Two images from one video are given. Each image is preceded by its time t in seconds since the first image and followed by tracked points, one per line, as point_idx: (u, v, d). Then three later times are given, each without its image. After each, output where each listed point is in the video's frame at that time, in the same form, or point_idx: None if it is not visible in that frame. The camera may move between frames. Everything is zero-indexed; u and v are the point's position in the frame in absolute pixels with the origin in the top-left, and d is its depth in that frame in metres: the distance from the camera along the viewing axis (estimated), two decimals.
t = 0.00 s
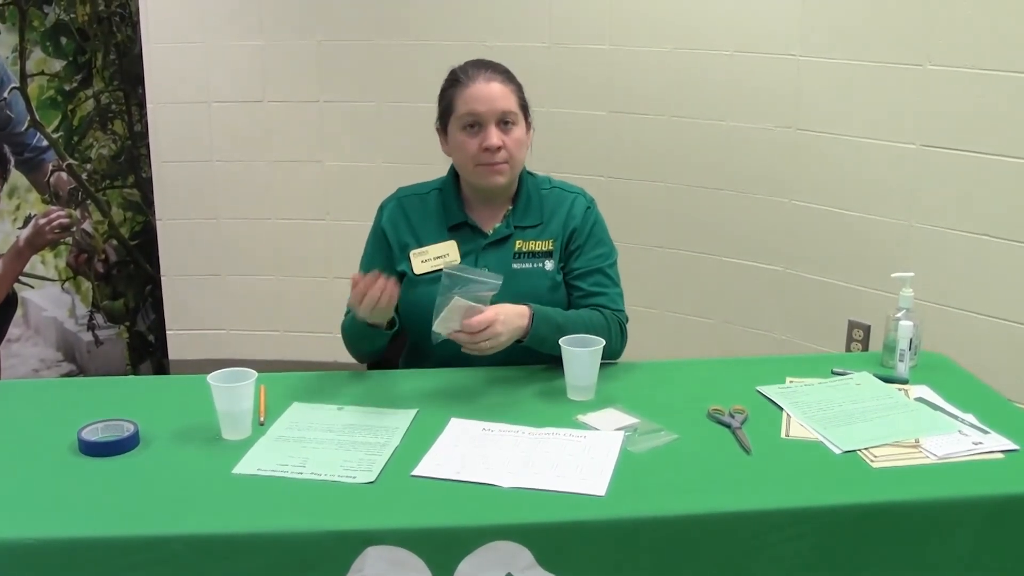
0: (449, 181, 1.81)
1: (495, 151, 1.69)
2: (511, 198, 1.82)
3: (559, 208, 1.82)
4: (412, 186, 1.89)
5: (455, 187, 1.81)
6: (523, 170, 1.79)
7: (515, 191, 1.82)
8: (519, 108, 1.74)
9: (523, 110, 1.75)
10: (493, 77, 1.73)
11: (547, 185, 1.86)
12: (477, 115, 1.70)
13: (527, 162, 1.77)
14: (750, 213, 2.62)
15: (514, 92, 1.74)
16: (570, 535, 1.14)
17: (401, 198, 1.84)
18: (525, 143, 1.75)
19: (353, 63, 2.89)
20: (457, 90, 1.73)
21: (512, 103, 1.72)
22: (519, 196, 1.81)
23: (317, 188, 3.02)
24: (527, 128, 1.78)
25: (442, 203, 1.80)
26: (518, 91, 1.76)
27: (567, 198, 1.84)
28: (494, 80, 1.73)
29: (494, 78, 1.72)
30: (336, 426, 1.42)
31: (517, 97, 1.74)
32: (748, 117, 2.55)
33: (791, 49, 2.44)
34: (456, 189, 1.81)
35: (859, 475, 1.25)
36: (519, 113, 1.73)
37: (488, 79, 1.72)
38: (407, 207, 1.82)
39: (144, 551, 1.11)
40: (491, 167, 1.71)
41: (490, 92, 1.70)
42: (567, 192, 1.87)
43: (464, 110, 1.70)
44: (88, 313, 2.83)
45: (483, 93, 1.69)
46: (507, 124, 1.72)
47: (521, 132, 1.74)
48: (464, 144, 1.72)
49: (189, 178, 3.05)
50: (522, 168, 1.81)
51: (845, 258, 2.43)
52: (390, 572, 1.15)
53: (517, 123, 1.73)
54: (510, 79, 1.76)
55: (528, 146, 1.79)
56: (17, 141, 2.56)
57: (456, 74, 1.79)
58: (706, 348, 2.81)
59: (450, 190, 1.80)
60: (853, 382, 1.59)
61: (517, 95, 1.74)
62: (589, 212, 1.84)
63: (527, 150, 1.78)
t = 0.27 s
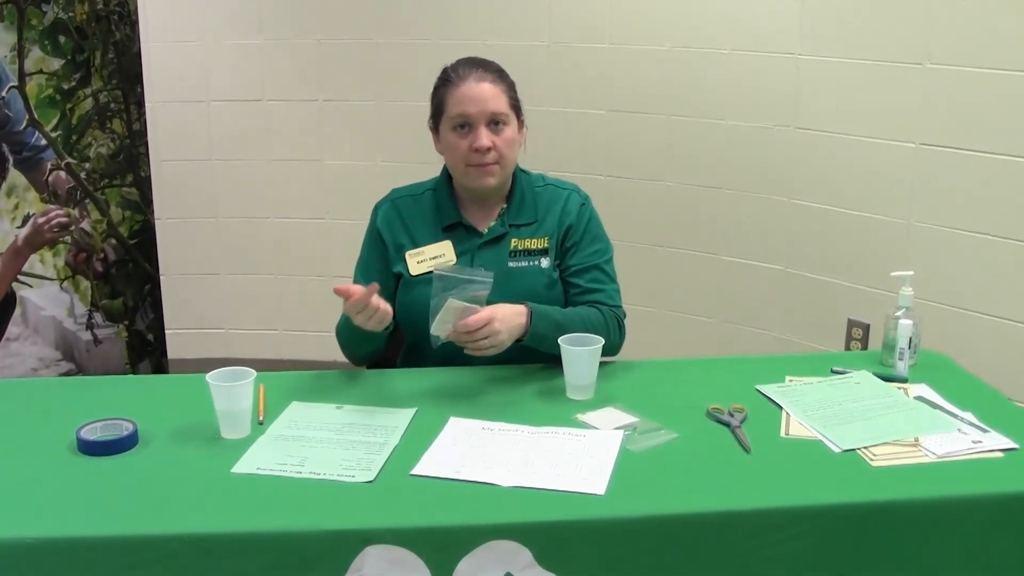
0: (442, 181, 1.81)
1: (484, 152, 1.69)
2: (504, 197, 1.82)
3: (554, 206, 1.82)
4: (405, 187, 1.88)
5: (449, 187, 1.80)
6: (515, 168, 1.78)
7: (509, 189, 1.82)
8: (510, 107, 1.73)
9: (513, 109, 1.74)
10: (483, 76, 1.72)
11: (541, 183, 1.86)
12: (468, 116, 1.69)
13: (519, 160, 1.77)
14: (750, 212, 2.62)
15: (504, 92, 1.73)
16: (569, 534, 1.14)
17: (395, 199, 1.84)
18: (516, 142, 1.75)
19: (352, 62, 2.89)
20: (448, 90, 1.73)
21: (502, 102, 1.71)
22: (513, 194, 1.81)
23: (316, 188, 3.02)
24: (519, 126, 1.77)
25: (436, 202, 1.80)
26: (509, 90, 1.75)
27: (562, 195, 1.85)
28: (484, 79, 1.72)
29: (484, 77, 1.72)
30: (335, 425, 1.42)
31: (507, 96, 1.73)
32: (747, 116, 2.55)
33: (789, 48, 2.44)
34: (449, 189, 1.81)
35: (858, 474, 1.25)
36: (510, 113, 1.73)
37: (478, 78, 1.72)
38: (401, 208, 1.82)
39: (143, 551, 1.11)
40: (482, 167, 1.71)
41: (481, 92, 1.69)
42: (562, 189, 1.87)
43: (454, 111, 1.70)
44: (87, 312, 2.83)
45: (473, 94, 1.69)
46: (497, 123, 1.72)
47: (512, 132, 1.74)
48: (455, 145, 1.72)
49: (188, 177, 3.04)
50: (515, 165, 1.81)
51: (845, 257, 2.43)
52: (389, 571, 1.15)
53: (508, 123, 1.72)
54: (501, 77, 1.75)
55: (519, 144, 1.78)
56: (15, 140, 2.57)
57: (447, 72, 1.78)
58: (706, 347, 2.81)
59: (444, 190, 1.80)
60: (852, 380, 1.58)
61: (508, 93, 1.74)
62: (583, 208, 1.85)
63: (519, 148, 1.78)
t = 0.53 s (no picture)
0: (438, 180, 1.81)
1: (479, 148, 1.69)
2: (502, 195, 1.82)
3: (551, 204, 1.82)
4: (402, 187, 1.88)
5: (445, 187, 1.80)
6: (511, 164, 1.78)
7: (506, 188, 1.82)
8: (504, 103, 1.73)
9: (508, 104, 1.74)
10: (477, 73, 1.72)
11: (538, 181, 1.86)
12: (462, 113, 1.69)
13: (516, 157, 1.77)
14: (750, 210, 2.61)
15: (498, 87, 1.73)
16: (570, 533, 1.14)
17: (392, 199, 1.83)
18: (512, 138, 1.75)
19: (351, 61, 2.88)
20: (442, 88, 1.73)
21: (497, 98, 1.71)
22: (510, 193, 1.81)
23: (317, 187, 3.02)
24: (514, 123, 1.77)
25: (433, 202, 1.80)
26: (503, 86, 1.75)
27: (560, 193, 1.84)
28: (478, 75, 1.72)
29: (478, 74, 1.72)
30: (336, 424, 1.41)
31: (501, 92, 1.73)
32: (748, 114, 2.55)
33: (790, 45, 2.43)
34: (446, 187, 1.80)
35: (859, 473, 1.25)
36: (504, 109, 1.73)
37: (471, 75, 1.72)
38: (399, 208, 1.82)
39: (144, 550, 1.11)
40: (477, 164, 1.71)
41: (474, 89, 1.69)
42: (559, 187, 1.86)
43: (448, 108, 1.70)
44: (88, 312, 2.84)
45: (467, 90, 1.69)
46: (492, 120, 1.72)
47: (508, 128, 1.73)
48: (450, 142, 1.72)
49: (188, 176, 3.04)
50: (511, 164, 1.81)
51: (846, 255, 2.43)
52: (390, 570, 1.15)
53: (502, 119, 1.72)
54: (494, 74, 1.75)
55: (515, 141, 1.78)
56: (15, 139, 2.59)
57: (440, 71, 1.78)
58: (707, 345, 2.81)
59: (441, 189, 1.79)
60: (853, 378, 1.58)
61: (502, 89, 1.74)
62: (581, 206, 1.84)
63: (515, 144, 1.78)
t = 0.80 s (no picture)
0: (436, 179, 1.81)
1: (476, 146, 1.68)
2: (499, 193, 1.81)
3: (548, 202, 1.82)
4: (400, 186, 1.88)
5: (442, 185, 1.80)
6: (509, 164, 1.78)
7: (504, 186, 1.81)
8: (503, 102, 1.73)
9: (506, 104, 1.74)
10: (476, 72, 1.73)
11: (535, 179, 1.86)
12: (459, 111, 1.69)
13: (513, 156, 1.77)
14: (749, 209, 2.61)
15: (496, 86, 1.73)
16: (568, 532, 1.14)
17: (389, 198, 1.83)
18: (509, 137, 1.74)
19: (351, 60, 2.88)
20: (440, 86, 1.73)
21: (494, 97, 1.71)
22: (508, 191, 1.80)
23: (316, 186, 3.02)
24: (512, 122, 1.77)
25: (431, 201, 1.80)
26: (501, 85, 1.75)
27: (557, 191, 1.84)
28: (476, 74, 1.72)
29: (476, 72, 1.72)
30: (335, 423, 1.41)
31: (500, 91, 1.73)
32: (747, 113, 2.55)
33: (789, 44, 2.43)
34: (444, 186, 1.80)
35: (857, 471, 1.25)
36: (502, 108, 1.72)
37: (470, 74, 1.72)
38: (396, 207, 1.82)
39: (142, 549, 1.11)
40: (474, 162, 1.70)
41: (472, 87, 1.69)
42: (557, 185, 1.86)
43: (446, 106, 1.70)
44: (87, 311, 2.84)
45: (465, 88, 1.69)
46: (490, 118, 1.71)
47: (505, 127, 1.73)
48: (447, 140, 1.72)
49: (187, 175, 3.04)
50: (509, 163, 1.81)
51: (846, 254, 2.43)
52: (389, 569, 1.15)
53: (500, 118, 1.72)
54: (493, 73, 1.75)
55: (513, 140, 1.78)
56: (14, 138, 2.60)
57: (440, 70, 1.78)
58: (706, 345, 2.81)
59: (439, 188, 1.79)
60: (852, 377, 1.58)
61: (500, 89, 1.74)
62: (579, 204, 1.84)
63: (513, 144, 1.77)
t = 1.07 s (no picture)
0: (436, 178, 1.81)
1: (490, 143, 1.69)
2: (500, 192, 1.81)
3: (549, 200, 1.82)
4: (399, 185, 1.88)
5: (444, 184, 1.80)
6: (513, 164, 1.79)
7: (505, 185, 1.82)
8: (514, 101, 1.74)
9: (516, 103, 1.75)
10: (489, 68, 1.73)
11: (535, 178, 1.86)
12: (473, 106, 1.69)
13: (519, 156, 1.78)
14: (750, 208, 2.61)
15: (509, 85, 1.74)
16: (569, 529, 1.14)
17: (389, 197, 1.83)
18: (518, 137, 1.75)
19: (351, 59, 2.88)
20: (453, 80, 1.72)
21: (507, 96, 1.72)
22: (508, 189, 1.81)
23: (317, 184, 3.02)
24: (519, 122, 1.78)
25: (431, 199, 1.80)
26: (512, 85, 1.76)
27: (556, 189, 1.85)
28: (490, 71, 1.72)
29: (490, 69, 1.72)
30: (335, 421, 1.41)
31: (511, 90, 1.74)
32: (748, 112, 2.55)
33: (789, 43, 2.43)
34: (445, 186, 1.80)
35: (857, 470, 1.25)
36: (513, 107, 1.73)
37: (484, 70, 1.72)
38: (396, 205, 1.81)
39: (144, 546, 1.11)
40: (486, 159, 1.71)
41: (487, 84, 1.70)
42: (556, 183, 1.87)
43: (460, 101, 1.70)
44: (87, 308, 2.83)
45: (480, 84, 1.69)
46: (501, 116, 1.72)
47: (515, 126, 1.74)
48: (458, 135, 1.71)
49: (188, 173, 3.04)
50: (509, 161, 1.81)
51: (846, 253, 2.43)
52: (389, 566, 1.15)
53: (511, 117, 1.73)
54: (504, 71, 1.76)
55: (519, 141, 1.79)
56: (14, 136, 2.58)
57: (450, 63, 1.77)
58: (707, 343, 2.81)
59: (439, 187, 1.79)
60: (852, 376, 1.58)
61: (512, 88, 1.75)
62: (579, 203, 1.84)
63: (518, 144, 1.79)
